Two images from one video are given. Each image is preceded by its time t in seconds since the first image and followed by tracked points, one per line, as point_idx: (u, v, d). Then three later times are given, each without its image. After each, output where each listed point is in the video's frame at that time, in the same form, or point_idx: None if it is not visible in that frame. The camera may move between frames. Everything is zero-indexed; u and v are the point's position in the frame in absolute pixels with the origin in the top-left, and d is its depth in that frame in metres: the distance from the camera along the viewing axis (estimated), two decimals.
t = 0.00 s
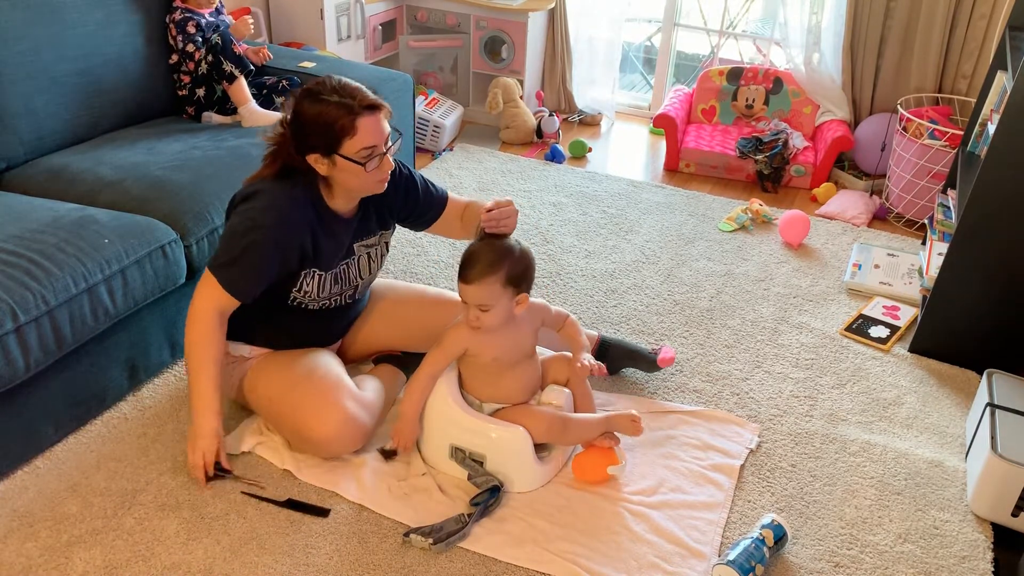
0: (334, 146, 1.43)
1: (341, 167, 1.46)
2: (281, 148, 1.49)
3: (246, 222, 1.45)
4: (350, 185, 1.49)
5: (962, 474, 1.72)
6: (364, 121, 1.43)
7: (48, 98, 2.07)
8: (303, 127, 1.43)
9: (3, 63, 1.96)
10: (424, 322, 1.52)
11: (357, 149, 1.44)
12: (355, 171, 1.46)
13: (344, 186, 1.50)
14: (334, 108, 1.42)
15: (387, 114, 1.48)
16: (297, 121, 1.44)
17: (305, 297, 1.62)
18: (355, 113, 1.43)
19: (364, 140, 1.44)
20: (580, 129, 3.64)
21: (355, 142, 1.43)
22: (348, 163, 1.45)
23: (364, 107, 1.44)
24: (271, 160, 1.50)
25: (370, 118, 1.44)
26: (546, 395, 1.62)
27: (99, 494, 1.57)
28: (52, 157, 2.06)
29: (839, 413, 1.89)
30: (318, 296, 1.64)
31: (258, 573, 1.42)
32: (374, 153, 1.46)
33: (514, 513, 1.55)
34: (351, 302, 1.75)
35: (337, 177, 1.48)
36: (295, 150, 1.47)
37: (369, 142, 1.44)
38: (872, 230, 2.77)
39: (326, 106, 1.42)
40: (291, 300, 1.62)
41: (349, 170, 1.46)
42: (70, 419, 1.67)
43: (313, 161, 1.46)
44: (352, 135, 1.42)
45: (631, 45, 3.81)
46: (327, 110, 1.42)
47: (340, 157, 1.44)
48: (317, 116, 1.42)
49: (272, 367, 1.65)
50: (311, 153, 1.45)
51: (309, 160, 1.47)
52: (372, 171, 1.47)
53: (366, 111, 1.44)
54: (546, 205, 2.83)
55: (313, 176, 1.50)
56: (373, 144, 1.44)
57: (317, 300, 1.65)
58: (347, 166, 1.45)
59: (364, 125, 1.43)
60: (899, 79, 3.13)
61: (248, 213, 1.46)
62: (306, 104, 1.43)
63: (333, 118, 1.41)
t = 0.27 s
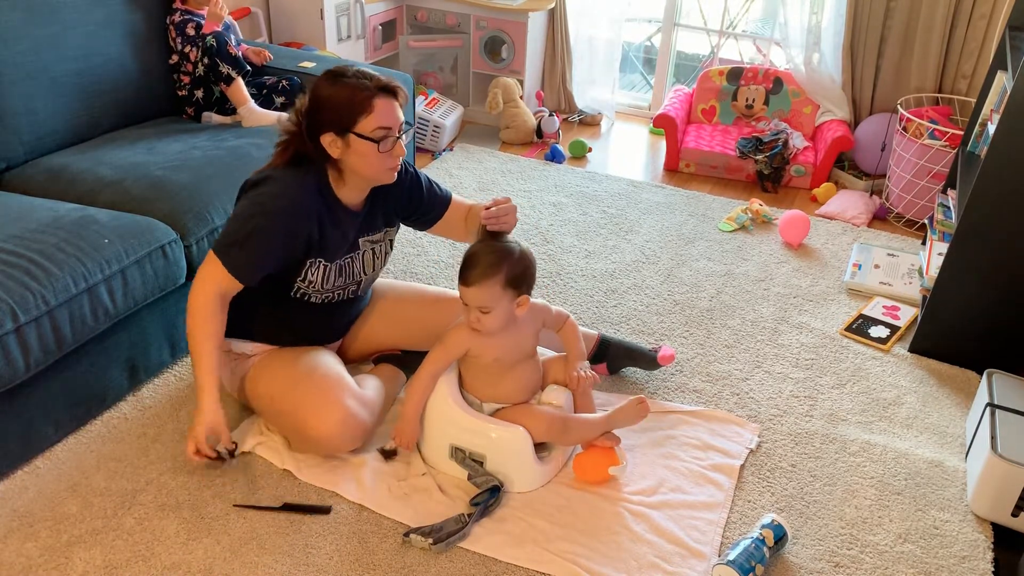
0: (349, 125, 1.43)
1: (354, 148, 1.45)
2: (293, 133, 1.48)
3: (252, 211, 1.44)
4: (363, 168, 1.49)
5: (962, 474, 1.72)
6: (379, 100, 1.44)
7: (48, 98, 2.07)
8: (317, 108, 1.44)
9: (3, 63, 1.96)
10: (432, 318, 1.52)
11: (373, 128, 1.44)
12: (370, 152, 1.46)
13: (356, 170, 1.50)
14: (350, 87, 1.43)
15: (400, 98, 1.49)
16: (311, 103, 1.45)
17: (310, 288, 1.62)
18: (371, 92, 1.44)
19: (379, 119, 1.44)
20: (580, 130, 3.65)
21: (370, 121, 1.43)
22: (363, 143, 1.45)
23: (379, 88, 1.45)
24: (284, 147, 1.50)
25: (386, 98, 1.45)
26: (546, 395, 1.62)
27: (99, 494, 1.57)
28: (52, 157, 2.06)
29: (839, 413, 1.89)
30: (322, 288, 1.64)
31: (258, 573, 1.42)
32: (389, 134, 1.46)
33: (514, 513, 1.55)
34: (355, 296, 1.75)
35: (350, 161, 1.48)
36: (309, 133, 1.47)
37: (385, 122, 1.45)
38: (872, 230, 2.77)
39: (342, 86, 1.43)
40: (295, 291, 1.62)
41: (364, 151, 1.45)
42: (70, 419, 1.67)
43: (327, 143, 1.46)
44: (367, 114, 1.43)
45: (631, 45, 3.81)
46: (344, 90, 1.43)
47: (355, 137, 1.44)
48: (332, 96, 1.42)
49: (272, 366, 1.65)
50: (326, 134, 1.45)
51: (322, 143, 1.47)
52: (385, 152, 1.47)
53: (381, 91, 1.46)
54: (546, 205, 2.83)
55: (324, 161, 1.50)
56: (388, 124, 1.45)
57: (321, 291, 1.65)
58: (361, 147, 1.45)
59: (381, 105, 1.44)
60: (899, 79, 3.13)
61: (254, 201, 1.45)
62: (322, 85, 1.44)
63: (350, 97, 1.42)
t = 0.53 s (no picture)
0: (347, 126, 1.43)
1: (355, 147, 1.46)
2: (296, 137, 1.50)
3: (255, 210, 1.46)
4: (368, 167, 1.49)
5: (962, 474, 1.72)
6: (374, 97, 1.43)
7: (48, 98, 2.07)
8: (315, 112, 1.45)
9: (3, 63, 1.96)
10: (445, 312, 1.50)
11: (370, 125, 1.44)
12: (370, 149, 1.46)
13: (361, 169, 1.50)
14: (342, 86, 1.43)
15: (397, 92, 1.49)
16: (308, 107, 1.46)
17: (326, 280, 1.58)
18: (365, 90, 1.44)
19: (376, 116, 1.44)
20: (580, 130, 3.65)
21: (367, 119, 1.43)
22: (362, 142, 1.45)
23: (372, 84, 1.44)
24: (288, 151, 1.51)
25: (381, 94, 1.44)
26: (546, 395, 1.62)
27: (99, 494, 1.57)
28: (52, 157, 2.06)
29: (839, 413, 1.89)
30: (336, 280, 1.60)
31: (258, 573, 1.42)
32: (389, 129, 1.46)
33: (514, 513, 1.55)
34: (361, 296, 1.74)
35: (353, 160, 1.49)
36: (310, 136, 1.48)
37: (382, 118, 1.44)
38: (872, 230, 2.77)
39: (336, 88, 1.43)
40: (311, 284, 1.57)
41: (364, 148, 1.46)
42: (70, 419, 1.67)
43: (328, 145, 1.47)
44: (363, 112, 1.43)
45: (631, 45, 3.81)
46: (338, 91, 1.43)
47: (354, 136, 1.44)
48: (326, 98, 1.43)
49: (272, 368, 1.65)
50: (327, 136, 1.46)
51: (324, 145, 1.48)
52: (386, 147, 1.47)
53: (376, 88, 1.45)
54: (546, 206, 2.83)
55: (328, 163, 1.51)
56: (385, 119, 1.44)
57: (334, 285, 1.61)
58: (361, 145, 1.45)
59: (376, 101, 1.44)
60: (899, 79, 3.13)
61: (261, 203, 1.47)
62: (318, 88, 1.45)
63: (345, 97, 1.42)
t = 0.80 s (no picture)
0: (349, 129, 1.43)
1: (357, 151, 1.45)
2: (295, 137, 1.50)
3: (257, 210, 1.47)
4: (368, 170, 1.49)
5: (962, 474, 1.72)
6: (377, 101, 1.43)
7: (48, 98, 2.07)
8: (316, 114, 1.44)
9: (3, 63, 1.96)
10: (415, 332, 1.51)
11: (372, 129, 1.43)
12: (372, 153, 1.45)
13: (362, 172, 1.50)
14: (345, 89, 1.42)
15: (399, 97, 1.49)
16: (310, 108, 1.45)
17: (329, 281, 1.58)
18: (367, 93, 1.43)
19: (378, 121, 1.44)
20: (580, 130, 3.64)
21: (369, 123, 1.43)
22: (364, 145, 1.44)
23: (375, 88, 1.44)
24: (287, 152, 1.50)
25: (384, 98, 1.44)
26: (546, 395, 1.62)
27: (99, 494, 1.57)
28: (52, 157, 2.06)
29: (839, 413, 1.89)
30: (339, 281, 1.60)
31: (258, 573, 1.42)
32: (391, 134, 1.46)
33: (514, 513, 1.55)
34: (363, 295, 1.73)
35: (354, 163, 1.48)
36: (311, 137, 1.47)
37: (385, 122, 1.44)
38: (872, 230, 2.77)
39: (339, 90, 1.43)
40: (317, 284, 1.57)
41: (366, 152, 1.45)
42: (70, 419, 1.67)
43: (330, 147, 1.46)
44: (365, 116, 1.42)
45: (631, 45, 3.81)
46: (341, 93, 1.42)
47: (356, 139, 1.44)
48: (329, 100, 1.42)
49: (271, 369, 1.65)
50: (328, 138, 1.45)
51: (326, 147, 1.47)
52: (388, 152, 1.46)
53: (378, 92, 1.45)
54: (546, 205, 2.83)
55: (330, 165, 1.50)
56: (388, 123, 1.44)
57: (338, 287, 1.62)
58: (363, 149, 1.45)
59: (379, 105, 1.43)
60: (899, 79, 3.13)
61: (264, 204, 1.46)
62: (320, 89, 1.44)
63: (347, 100, 1.42)
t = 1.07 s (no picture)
0: (294, 153, 1.38)
1: (304, 173, 1.41)
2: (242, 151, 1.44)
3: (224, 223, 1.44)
4: (320, 188, 1.45)
5: (962, 474, 1.72)
6: (321, 124, 1.37)
7: (48, 98, 2.07)
8: (262, 134, 1.39)
9: (3, 63, 1.96)
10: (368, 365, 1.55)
11: (316, 154, 1.38)
12: (318, 176, 1.41)
13: (312, 188, 1.46)
14: (287, 113, 1.36)
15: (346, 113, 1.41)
16: (256, 128, 1.39)
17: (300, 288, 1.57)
18: (311, 116, 1.36)
19: (324, 144, 1.38)
20: (580, 130, 3.65)
21: (313, 148, 1.37)
22: (308, 169, 1.40)
23: (319, 109, 1.37)
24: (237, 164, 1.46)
25: (327, 121, 1.37)
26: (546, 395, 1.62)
27: (99, 494, 1.57)
28: (52, 157, 2.06)
29: (839, 412, 1.89)
30: (307, 305, 1.61)
31: (258, 573, 1.42)
32: (337, 156, 1.40)
33: (514, 513, 1.55)
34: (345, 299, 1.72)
35: (303, 181, 1.44)
36: (256, 153, 1.43)
37: (329, 147, 1.38)
38: (872, 230, 2.77)
39: (280, 110, 1.36)
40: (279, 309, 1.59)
41: (311, 175, 1.41)
42: (70, 419, 1.67)
43: (276, 165, 1.42)
44: (309, 142, 1.37)
45: (631, 45, 3.81)
46: (283, 114, 1.36)
47: (302, 163, 1.39)
48: (272, 124, 1.36)
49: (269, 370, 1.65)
50: (274, 159, 1.41)
51: (273, 164, 1.43)
52: (336, 173, 1.42)
53: (324, 112, 1.38)
54: (546, 206, 2.83)
55: (279, 178, 1.47)
56: (333, 147, 1.39)
57: (310, 309, 1.63)
58: (308, 171, 1.40)
59: (321, 129, 1.37)
60: (899, 79, 3.13)
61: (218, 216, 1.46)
62: (263, 106, 1.37)
63: (288, 126, 1.36)
